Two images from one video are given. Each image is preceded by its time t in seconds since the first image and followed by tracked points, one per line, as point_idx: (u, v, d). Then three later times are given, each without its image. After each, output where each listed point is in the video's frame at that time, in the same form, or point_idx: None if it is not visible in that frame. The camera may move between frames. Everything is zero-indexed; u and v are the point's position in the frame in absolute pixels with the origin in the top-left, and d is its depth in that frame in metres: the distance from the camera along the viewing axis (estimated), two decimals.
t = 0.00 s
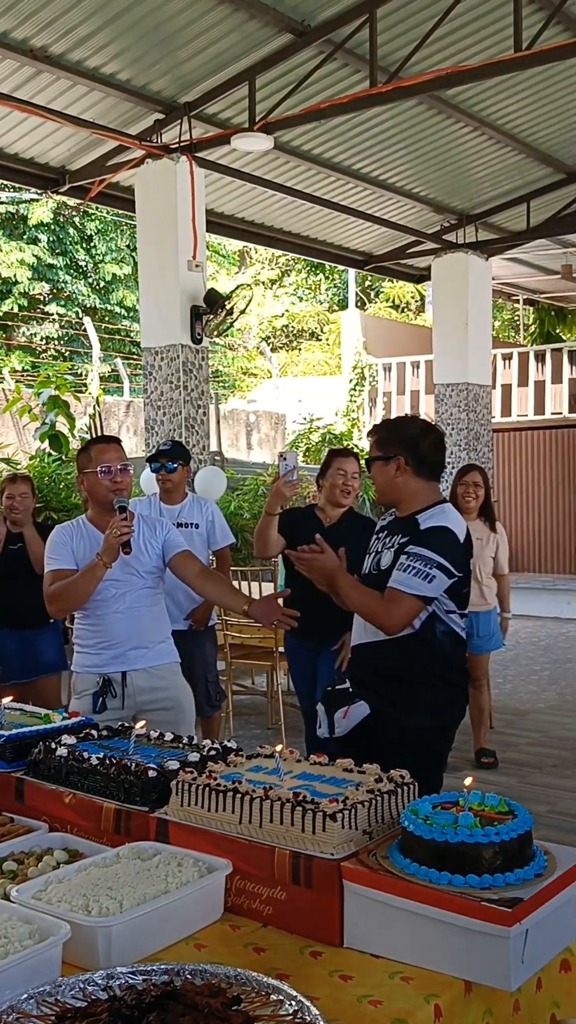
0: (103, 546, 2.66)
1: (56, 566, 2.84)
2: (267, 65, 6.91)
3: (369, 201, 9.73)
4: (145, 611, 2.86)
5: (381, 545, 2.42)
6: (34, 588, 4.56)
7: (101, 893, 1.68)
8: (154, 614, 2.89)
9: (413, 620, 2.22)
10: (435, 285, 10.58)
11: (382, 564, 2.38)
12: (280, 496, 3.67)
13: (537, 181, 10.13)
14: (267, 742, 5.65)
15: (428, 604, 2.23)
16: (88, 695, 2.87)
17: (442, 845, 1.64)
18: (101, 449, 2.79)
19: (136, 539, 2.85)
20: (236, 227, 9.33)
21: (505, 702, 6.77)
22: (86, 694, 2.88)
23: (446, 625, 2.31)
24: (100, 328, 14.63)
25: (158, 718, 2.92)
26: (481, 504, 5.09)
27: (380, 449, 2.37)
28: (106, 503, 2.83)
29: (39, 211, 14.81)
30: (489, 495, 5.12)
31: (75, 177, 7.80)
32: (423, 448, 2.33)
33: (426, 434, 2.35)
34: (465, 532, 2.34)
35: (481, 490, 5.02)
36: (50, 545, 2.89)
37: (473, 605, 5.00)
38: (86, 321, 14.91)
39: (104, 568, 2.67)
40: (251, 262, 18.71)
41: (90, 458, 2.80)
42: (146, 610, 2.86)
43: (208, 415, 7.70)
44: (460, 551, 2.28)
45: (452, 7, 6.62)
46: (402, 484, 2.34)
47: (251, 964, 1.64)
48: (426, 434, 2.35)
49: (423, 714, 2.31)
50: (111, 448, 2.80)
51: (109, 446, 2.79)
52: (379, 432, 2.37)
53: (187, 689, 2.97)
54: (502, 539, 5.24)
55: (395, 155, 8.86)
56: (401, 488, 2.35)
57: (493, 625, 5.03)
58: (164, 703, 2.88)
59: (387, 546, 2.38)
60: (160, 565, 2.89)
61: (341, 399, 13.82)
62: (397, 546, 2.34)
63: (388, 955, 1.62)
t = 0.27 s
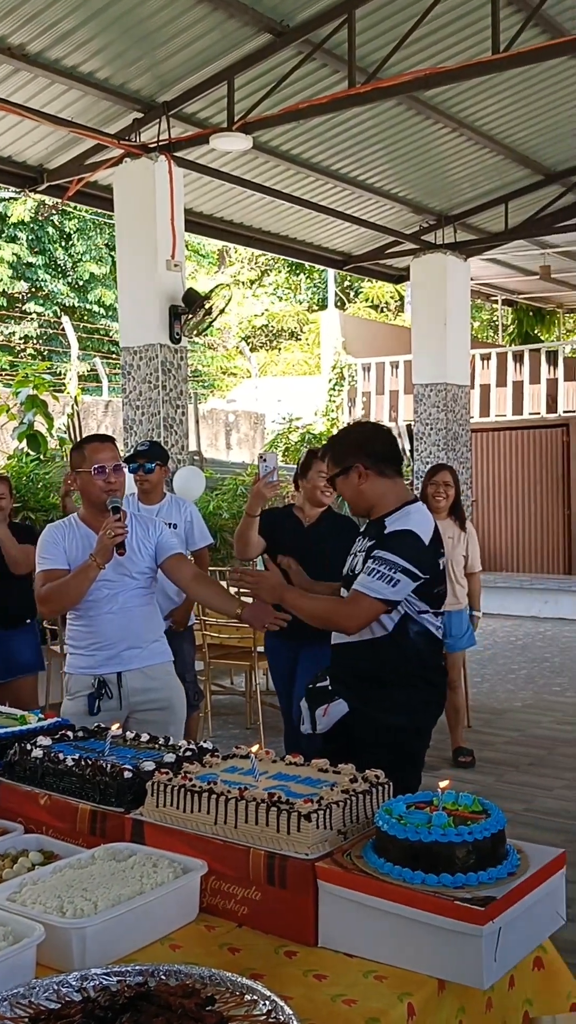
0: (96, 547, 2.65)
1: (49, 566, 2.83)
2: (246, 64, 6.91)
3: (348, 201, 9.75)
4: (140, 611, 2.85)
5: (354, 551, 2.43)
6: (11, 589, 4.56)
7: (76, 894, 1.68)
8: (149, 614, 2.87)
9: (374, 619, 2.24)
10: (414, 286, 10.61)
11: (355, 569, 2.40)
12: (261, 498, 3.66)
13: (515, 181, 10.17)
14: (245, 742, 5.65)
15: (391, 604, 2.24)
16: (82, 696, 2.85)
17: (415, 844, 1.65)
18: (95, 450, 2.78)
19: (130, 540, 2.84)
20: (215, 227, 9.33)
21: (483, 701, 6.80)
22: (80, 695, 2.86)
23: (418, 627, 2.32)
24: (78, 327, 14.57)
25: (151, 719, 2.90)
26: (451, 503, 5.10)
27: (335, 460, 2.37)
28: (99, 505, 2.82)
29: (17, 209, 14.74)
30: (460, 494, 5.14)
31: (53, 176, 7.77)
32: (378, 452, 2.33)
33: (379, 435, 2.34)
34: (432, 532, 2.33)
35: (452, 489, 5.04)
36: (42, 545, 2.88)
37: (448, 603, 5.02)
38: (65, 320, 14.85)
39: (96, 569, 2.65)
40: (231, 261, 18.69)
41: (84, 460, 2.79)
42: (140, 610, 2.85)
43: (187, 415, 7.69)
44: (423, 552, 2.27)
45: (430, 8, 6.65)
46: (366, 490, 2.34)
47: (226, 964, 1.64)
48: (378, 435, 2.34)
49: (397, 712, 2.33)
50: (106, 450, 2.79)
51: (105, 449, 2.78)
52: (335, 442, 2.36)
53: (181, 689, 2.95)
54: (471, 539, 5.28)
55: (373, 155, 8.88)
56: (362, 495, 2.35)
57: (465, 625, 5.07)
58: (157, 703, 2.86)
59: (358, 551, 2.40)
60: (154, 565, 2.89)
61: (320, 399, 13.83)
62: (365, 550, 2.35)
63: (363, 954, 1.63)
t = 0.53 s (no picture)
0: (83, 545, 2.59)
1: (39, 560, 2.79)
2: (227, 62, 6.89)
3: (330, 200, 9.75)
4: (134, 612, 2.79)
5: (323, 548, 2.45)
6: None
7: (50, 895, 1.67)
8: (143, 614, 2.82)
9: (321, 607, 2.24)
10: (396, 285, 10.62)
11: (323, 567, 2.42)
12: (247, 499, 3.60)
13: (497, 181, 10.20)
14: (225, 741, 5.64)
15: (337, 593, 2.24)
16: (73, 696, 2.79)
17: (391, 843, 1.64)
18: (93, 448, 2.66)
19: (127, 541, 2.76)
20: (196, 225, 9.31)
21: (463, 700, 6.82)
22: (72, 695, 2.79)
23: (383, 619, 2.30)
24: (60, 324, 14.52)
25: (142, 719, 2.85)
26: (426, 504, 5.10)
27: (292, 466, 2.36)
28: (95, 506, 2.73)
29: None
30: (434, 494, 5.17)
31: (33, 172, 7.73)
32: (331, 453, 2.33)
33: (331, 437, 2.35)
34: (389, 521, 2.30)
35: (427, 489, 5.06)
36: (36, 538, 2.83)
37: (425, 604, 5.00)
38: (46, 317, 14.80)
39: (83, 568, 2.60)
40: (213, 259, 18.68)
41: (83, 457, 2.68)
42: (135, 611, 2.79)
43: (168, 413, 7.68)
44: (373, 542, 2.24)
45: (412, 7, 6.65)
46: (328, 496, 2.32)
47: (202, 965, 1.63)
48: (327, 438, 2.35)
49: (372, 707, 2.33)
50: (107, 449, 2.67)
51: (105, 447, 2.66)
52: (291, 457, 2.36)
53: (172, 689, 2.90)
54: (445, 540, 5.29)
55: (356, 154, 8.88)
56: (324, 502, 2.33)
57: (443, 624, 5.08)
58: (148, 704, 2.81)
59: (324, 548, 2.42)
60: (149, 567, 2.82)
61: (302, 398, 13.85)
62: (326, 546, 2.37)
63: (339, 953, 1.63)
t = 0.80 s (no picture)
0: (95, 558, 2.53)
1: (50, 566, 2.73)
2: (221, 61, 6.89)
3: (324, 199, 9.75)
4: (141, 617, 2.77)
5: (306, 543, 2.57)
6: None
7: (41, 894, 1.66)
8: (148, 620, 2.80)
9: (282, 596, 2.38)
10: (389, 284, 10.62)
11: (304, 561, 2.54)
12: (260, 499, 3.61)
13: (490, 181, 10.21)
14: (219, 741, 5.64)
15: (298, 580, 2.39)
16: (78, 699, 2.76)
17: (382, 842, 1.64)
18: (117, 458, 2.62)
19: (142, 550, 2.74)
20: (190, 224, 9.30)
21: (457, 699, 6.82)
22: (76, 699, 2.76)
23: (355, 609, 2.39)
24: (54, 322, 14.51)
25: (146, 722, 2.82)
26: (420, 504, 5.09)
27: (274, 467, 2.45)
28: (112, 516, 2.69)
29: None
30: (428, 495, 5.16)
31: (26, 170, 7.72)
32: (305, 454, 2.41)
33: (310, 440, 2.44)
34: (354, 515, 2.38)
35: (421, 488, 5.05)
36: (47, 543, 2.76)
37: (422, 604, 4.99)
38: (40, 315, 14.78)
39: (93, 581, 2.55)
40: (207, 258, 18.68)
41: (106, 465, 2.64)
42: (141, 616, 2.77)
43: (161, 412, 7.68)
44: (333, 536, 2.34)
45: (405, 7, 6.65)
46: (308, 496, 2.42)
47: (193, 964, 1.63)
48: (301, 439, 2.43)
49: (351, 697, 2.43)
50: (132, 459, 2.63)
51: (130, 457, 2.61)
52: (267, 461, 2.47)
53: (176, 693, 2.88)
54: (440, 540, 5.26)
55: (349, 153, 8.88)
56: (305, 502, 2.42)
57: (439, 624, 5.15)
58: (153, 706, 2.79)
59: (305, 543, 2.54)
60: (158, 575, 2.80)
61: (296, 397, 13.85)
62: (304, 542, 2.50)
63: (329, 951, 1.63)
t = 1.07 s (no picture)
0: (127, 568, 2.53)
1: (66, 579, 2.61)
2: (216, 59, 6.88)
3: (320, 198, 9.74)
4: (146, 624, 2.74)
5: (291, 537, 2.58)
6: None
7: (33, 892, 1.66)
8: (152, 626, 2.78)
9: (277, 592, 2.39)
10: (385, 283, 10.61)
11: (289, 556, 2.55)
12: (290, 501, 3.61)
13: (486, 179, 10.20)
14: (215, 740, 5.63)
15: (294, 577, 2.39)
16: (82, 708, 2.69)
17: (376, 840, 1.63)
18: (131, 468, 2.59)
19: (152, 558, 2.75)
20: (186, 222, 9.29)
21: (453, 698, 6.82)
22: (80, 707, 2.68)
23: (343, 602, 2.42)
24: (50, 321, 14.49)
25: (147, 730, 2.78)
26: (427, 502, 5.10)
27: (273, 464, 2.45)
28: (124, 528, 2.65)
29: None
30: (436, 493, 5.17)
31: (22, 169, 7.71)
32: (310, 449, 2.45)
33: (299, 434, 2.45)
34: (341, 510, 2.42)
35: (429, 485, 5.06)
36: (58, 555, 2.64)
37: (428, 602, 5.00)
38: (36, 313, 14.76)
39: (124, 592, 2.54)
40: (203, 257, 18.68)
41: (119, 476, 2.60)
42: (145, 622, 2.74)
43: (157, 411, 7.66)
44: (324, 530, 2.36)
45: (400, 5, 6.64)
46: (304, 488, 2.45)
47: (186, 964, 1.62)
48: (307, 431, 2.46)
49: (337, 687, 2.45)
50: (146, 469, 2.61)
51: (143, 466, 2.60)
52: (267, 451, 2.47)
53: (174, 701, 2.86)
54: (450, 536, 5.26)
55: (345, 152, 8.88)
56: (301, 494, 2.45)
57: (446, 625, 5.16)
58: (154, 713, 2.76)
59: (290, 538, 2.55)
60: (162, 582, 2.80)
61: (293, 396, 13.85)
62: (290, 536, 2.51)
63: (324, 950, 1.62)
